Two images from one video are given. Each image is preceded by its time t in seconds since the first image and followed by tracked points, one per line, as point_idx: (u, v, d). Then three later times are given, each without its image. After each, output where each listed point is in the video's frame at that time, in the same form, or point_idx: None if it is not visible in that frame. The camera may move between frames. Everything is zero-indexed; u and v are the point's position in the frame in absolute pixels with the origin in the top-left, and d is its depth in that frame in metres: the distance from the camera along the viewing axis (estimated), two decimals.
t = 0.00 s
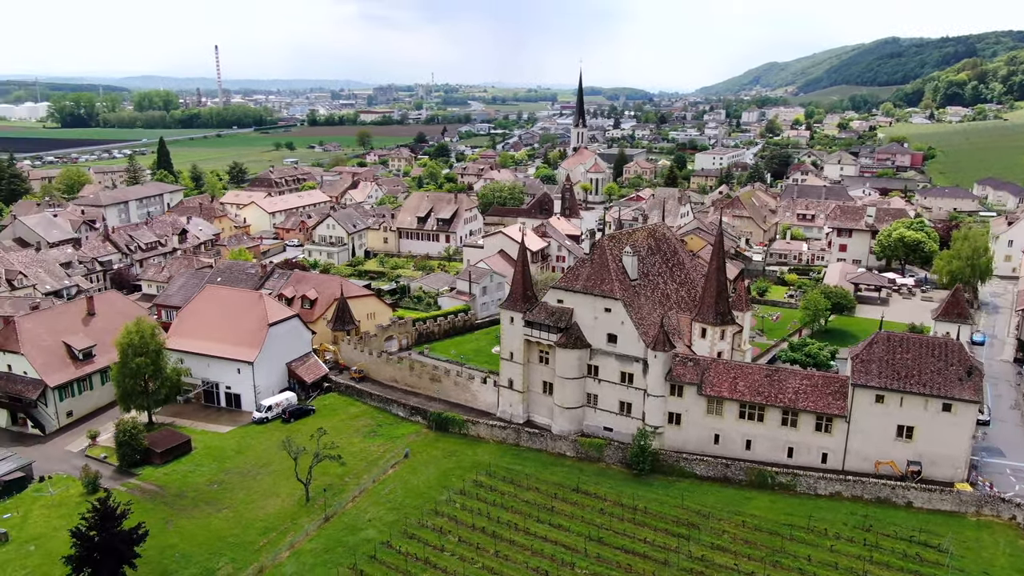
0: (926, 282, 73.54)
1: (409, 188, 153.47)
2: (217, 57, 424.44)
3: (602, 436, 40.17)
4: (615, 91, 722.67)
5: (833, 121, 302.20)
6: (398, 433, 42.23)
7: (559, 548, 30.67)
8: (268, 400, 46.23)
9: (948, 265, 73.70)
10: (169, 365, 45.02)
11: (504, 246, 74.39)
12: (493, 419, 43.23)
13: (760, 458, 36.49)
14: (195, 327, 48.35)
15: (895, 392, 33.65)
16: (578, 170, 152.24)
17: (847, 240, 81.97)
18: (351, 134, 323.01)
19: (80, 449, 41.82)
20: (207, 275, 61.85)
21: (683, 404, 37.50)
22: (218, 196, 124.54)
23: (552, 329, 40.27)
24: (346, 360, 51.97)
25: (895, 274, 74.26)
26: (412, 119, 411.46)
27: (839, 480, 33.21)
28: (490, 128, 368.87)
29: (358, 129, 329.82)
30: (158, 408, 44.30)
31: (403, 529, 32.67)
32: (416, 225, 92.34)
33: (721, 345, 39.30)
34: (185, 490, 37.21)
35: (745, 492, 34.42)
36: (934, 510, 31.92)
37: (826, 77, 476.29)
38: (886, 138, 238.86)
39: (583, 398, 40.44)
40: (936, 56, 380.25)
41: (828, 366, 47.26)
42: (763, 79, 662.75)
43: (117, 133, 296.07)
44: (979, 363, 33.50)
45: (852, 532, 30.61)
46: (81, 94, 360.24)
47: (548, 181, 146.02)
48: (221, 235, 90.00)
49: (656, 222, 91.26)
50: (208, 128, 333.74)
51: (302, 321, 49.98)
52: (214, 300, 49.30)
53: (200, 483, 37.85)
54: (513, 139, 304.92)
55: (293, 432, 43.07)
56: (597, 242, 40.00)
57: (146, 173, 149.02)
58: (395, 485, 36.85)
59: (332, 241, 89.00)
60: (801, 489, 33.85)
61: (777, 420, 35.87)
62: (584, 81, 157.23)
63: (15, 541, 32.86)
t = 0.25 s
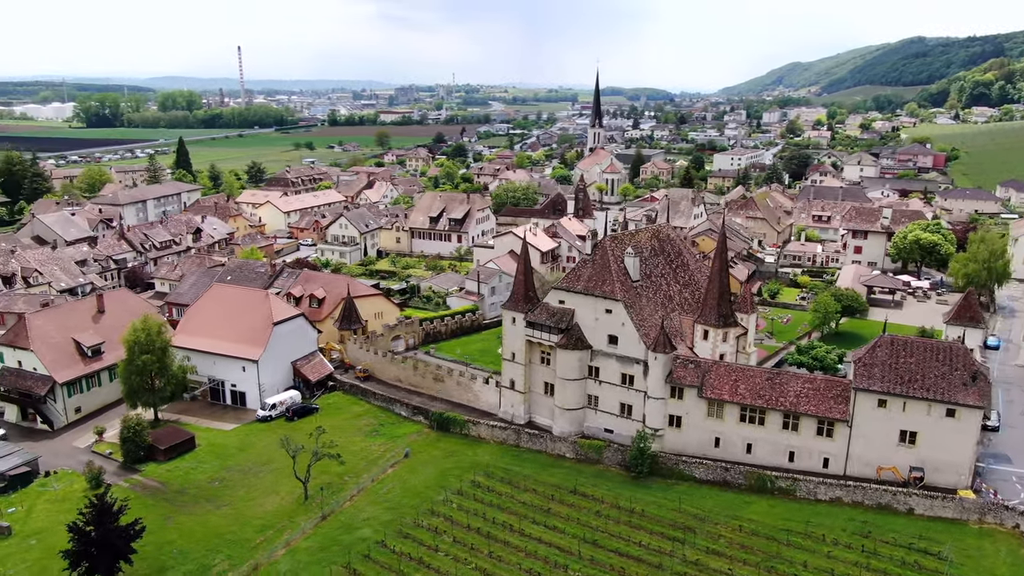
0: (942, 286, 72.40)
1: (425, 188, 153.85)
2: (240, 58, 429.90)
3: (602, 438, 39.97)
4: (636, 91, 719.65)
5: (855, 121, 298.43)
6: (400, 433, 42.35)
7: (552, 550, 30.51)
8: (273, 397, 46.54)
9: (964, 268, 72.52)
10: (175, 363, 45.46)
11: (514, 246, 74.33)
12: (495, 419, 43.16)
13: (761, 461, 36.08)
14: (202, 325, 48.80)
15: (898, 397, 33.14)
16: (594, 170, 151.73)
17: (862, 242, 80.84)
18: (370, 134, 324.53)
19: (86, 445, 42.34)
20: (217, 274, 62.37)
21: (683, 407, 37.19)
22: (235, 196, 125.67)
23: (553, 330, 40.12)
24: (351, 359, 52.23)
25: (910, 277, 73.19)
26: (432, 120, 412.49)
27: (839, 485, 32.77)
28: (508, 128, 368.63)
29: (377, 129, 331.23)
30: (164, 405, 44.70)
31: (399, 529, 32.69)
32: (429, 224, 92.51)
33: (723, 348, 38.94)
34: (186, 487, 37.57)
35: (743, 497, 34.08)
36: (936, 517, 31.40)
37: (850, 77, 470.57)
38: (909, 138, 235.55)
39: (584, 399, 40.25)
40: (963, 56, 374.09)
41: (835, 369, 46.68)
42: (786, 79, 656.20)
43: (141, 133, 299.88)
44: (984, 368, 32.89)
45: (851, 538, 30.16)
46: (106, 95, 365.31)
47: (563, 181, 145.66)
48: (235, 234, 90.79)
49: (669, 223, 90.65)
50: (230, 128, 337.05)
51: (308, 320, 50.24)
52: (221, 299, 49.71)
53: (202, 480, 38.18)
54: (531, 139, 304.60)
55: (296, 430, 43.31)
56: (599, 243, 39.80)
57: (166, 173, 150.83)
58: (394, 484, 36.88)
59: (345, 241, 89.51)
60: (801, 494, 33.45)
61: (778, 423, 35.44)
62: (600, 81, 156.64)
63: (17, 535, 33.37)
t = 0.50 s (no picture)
0: (953, 289, 71.46)
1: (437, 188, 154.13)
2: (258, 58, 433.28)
3: (600, 440, 39.79)
4: (652, 91, 716.92)
5: (873, 121, 295.33)
6: (398, 433, 42.42)
7: (543, 552, 30.38)
8: (274, 396, 46.73)
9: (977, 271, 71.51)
10: (177, 361, 45.78)
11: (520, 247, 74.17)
12: (494, 420, 43.08)
13: (759, 465, 35.76)
14: (205, 324, 49.14)
15: (897, 401, 32.71)
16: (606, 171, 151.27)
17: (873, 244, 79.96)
18: (385, 134, 325.77)
19: (89, 442, 42.79)
20: (224, 273, 62.81)
21: (680, 410, 36.94)
22: (248, 196, 126.59)
23: (551, 331, 39.99)
24: (354, 358, 52.39)
25: (921, 279, 72.31)
26: (448, 120, 413.41)
27: (836, 490, 32.41)
28: (523, 129, 368.46)
29: (393, 129, 332.38)
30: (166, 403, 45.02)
31: (392, 529, 32.73)
32: (437, 225, 92.62)
33: (722, 350, 38.63)
34: (184, 485, 37.82)
35: (739, 501, 33.78)
36: (934, 523, 30.97)
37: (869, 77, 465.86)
38: (928, 139, 232.75)
39: (582, 401, 40.09)
40: (984, 55, 368.89)
41: (838, 373, 46.21)
42: (805, 79, 650.75)
43: (159, 133, 303.07)
44: (985, 372, 32.37)
45: (846, 545, 29.80)
46: (126, 95, 369.46)
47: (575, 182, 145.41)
48: (245, 234, 91.46)
49: (678, 224, 90.14)
50: (247, 128, 339.60)
51: (310, 319, 50.43)
52: (224, 298, 50.03)
53: (200, 478, 38.42)
54: (546, 139, 304.21)
55: (295, 429, 43.49)
56: (598, 244, 39.62)
57: (181, 172, 152.26)
58: (389, 484, 36.93)
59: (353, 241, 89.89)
60: (797, 498, 33.11)
61: (776, 427, 35.09)
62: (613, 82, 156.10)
63: (17, 531, 33.79)
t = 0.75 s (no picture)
0: (964, 292, 70.58)
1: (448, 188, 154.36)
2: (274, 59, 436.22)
3: (597, 442, 39.63)
4: (668, 92, 714.17)
5: (891, 121, 292.28)
6: (396, 433, 42.48)
7: (534, 554, 30.28)
8: (275, 396, 46.90)
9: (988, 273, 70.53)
10: (179, 360, 46.07)
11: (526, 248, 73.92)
12: (492, 421, 43.01)
13: (755, 469, 35.44)
14: (207, 323, 49.45)
15: (894, 405, 32.32)
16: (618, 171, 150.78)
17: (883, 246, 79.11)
18: (399, 134, 326.69)
19: (91, 439, 43.20)
20: (229, 272, 63.18)
21: (677, 412, 36.68)
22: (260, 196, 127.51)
23: (549, 332, 39.87)
24: (355, 358, 52.53)
25: (931, 282, 71.46)
26: (462, 121, 414.33)
27: (832, 495, 32.08)
28: (537, 129, 368.19)
29: (407, 129, 333.27)
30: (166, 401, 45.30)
31: (384, 528, 32.79)
32: (445, 225, 92.70)
33: (720, 352, 38.34)
34: (182, 482, 38.07)
35: (734, 504, 33.52)
36: (930, 529, 30.58)
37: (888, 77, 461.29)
38: (946, 140, 230.03)
39: (579, 402, 39.94)
40: (1006, 55, 363.95)
41: (841, 376, 45.78)
42: (822, 79, 645.62)
43: (176, 133, 306.23)
44: (985, 377, 31.86)
45: (840, 550, 29.48)
46: (144, 96, 373.18)
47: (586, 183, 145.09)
48: (255, 233, 92.05)
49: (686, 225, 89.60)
50: (263, 128, 341.95)
51: (312, 319, 50.59)
52: (226, 297, 50.32)
53: (198, 476, 38.65)
54: (559, 139, 303.85)
55: (295, 428, 43.66)
56: (596, 245, 39.45)
57: (195, 172, 153.55)
58: (385, 484, 36.98)
59: (361, 241, 90.18)
60: (792, 503, 32.81)
61: (772, 430, 34.77)
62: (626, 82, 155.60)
63: (15, 527, 34.17)
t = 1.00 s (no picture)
0: (971, 294, 69.83)
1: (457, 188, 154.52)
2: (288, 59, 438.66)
3: (592, 443, 39.47)
4: (681, 92, 711.77)
5: (905, 121, 289.72)
6: (392, 432, 42.51)
7: (522, 555, 30.16)
8: (273, 395, 47.04)
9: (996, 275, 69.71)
10: (178, 358, 46.31)
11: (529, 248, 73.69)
12: (488, 421, 42.92)
13: (750, 471, 35.16)
14: (208, 322, 49.69)
15: (890, 408, 31.94)
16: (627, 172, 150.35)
17: (891, 247, 78.37)
18: (411, 134, 327.27)
19: (90, 436, 43.52)
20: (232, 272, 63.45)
21: (671, 414, 36.44)
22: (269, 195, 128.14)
23: (544, 333, 39.74)
24: (355, 358, 52.64)
25: (938, 284, 70.71)
26: (474, 121, 414.85)
27: (825, 498, 31.77)
28: (549, 129, 367.91)
29: (419, 129, 333.92)
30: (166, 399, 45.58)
31: (375, 528, 32.78)
32: (451, 225, 92.73)
33: (716, 353, 38.06)
34: (178, 480, 38.27)
35: (727, 507, 33.28)
36: (924, 535, 30.21)
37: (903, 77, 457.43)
38: (961, 140, 227.71)
39: (574, 403, 39.80)
40: None
41: (842, 379, 45.40)
42: (837, 79, 641.10)
43: (190, 133, 308.60)
44: (983, 380, 31.40)
45: (831, 555, 29.19)
46: (159, 96, 376.08)
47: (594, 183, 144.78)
48: (261, 233, 92.49)
49: (692, 226, 89.12)
50: (276, 129, 343.78)
51: (312, 318, 50.68)
52: (226, 296, 50.51)
53: (193, 474, 38.82)
54: (570, 139, 303.42)
55: (292, 427, 43.78)
56: (592, 245, 39.27)
57: (205, 172, 154.56)
58: (378, 483, 36.99)
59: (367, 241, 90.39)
60: (786, 506, 32.53)
61: (767, 433, 34.48)
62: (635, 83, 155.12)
63: (11, 523, 34.47)
